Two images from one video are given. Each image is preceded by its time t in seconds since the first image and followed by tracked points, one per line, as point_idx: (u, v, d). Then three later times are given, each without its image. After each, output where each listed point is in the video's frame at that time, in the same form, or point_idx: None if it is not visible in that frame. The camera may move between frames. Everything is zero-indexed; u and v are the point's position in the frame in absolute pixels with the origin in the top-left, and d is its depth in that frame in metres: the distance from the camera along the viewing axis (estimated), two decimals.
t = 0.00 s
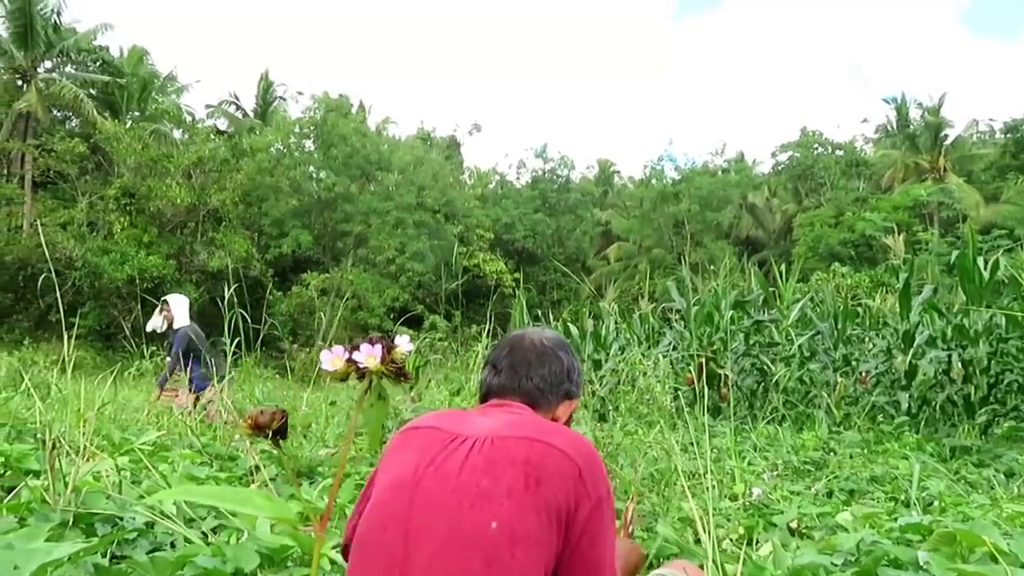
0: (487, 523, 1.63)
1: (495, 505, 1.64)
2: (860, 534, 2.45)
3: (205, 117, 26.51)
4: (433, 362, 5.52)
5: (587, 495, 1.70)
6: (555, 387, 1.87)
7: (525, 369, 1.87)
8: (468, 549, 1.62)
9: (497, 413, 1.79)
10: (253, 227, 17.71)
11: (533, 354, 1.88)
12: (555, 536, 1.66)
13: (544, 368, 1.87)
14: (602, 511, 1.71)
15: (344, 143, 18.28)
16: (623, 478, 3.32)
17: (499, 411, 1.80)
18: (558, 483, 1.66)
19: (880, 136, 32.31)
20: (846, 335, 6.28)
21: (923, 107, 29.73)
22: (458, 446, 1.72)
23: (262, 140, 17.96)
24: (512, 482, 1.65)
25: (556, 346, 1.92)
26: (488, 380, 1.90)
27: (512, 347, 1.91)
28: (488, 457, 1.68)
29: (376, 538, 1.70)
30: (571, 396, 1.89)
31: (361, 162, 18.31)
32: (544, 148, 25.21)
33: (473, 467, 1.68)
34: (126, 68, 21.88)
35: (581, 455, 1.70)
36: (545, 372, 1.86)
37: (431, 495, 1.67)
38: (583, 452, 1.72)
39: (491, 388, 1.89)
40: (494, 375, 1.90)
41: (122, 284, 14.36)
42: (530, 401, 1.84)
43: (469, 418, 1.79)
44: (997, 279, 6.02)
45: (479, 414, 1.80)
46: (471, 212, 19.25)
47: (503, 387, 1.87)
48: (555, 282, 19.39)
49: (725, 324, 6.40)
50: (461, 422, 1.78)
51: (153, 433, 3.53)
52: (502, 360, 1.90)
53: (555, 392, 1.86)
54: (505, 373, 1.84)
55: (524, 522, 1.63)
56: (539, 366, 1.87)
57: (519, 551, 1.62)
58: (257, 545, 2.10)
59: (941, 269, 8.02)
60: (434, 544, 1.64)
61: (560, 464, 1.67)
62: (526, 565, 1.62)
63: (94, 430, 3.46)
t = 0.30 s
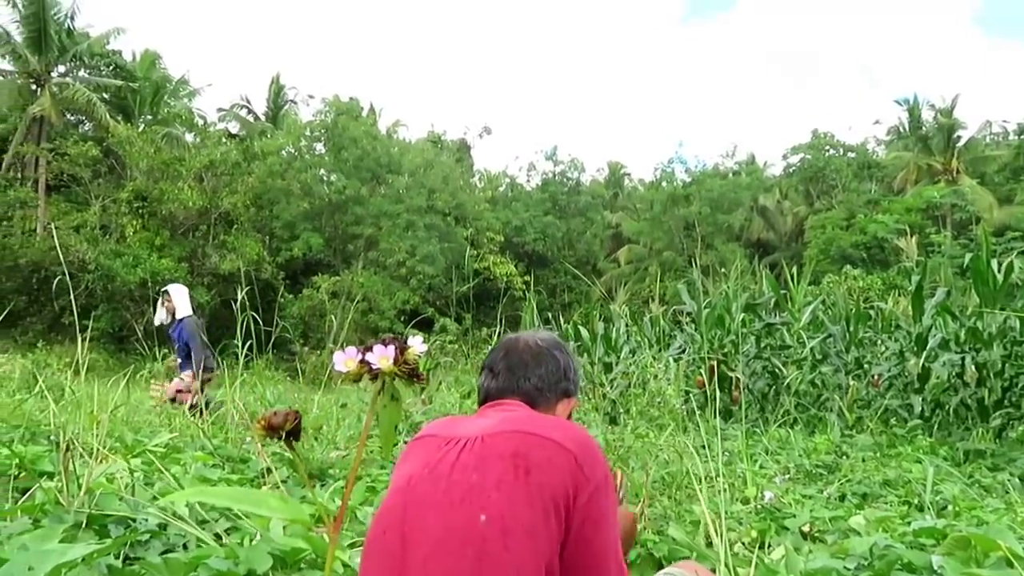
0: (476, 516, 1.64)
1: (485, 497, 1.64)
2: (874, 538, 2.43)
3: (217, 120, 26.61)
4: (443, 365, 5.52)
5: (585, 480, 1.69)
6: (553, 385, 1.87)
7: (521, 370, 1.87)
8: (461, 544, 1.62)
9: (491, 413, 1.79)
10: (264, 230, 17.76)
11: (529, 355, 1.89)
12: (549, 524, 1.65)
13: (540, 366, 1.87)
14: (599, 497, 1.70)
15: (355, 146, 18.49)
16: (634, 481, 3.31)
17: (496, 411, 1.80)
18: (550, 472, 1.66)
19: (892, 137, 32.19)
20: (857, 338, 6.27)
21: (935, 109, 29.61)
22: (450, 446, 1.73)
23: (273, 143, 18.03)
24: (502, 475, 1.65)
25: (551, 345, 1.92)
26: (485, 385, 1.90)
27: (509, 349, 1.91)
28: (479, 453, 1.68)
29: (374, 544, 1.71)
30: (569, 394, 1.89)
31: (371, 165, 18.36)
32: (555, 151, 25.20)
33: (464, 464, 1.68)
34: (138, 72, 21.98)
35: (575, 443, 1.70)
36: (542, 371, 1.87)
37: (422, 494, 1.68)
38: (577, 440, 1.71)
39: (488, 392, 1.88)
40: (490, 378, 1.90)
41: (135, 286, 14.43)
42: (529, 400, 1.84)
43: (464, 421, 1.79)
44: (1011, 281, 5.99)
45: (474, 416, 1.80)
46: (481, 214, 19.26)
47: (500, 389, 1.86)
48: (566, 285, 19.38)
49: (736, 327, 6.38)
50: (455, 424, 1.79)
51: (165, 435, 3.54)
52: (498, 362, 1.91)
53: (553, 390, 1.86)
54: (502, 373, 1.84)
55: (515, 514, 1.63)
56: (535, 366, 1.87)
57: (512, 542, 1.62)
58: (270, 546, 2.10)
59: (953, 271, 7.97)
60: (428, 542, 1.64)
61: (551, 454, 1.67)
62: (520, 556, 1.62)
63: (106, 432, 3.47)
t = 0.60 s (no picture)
0: (498, 523, 1.63)
1: (508, 504, 1.64)
2: (883, 542, 2.42)
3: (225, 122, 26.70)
4: (450, 366, 5.54)
5: (605, 495, 1.70)
6: (577, 392, 1.87)
7: (545, 375, 1.87)
8: (480, 549, 1.62)
9: (514, 417, 1.79)
10: (272, 232, 17.80)
11: (554, 360, 1.89)
12: (568, 536, 1.66)
13: (565, 372, 1.88)
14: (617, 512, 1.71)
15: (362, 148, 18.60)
16: (642, 483, 3.30)
17: (519, 415, 1.80)
18: (573, 484, 1.67)
19: (901, 139, 32.12)
20: (867, 341, 6.24)
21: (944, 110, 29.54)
22: (473, 450, 1.72)
23: (281, 146, 18.17)
24: (526, 483, 1.65)
25: (577, 351, 1.93)
26: (508, 386, 1.90)
27: (535, 352, 1.91)
28: (503, 458, 1.68)
29: (390, 540, 1.70)
30: (593, 402, 1.90)
31: (379, 167, 18.40)
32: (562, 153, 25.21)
33: (488, 468, 1.68)
34: (148, 75, 22.06)
35: (598, 456, 1.71)
36: (566, 377, 1.87)
37: (444, 495, 1.68)
38: (601, 453, 1.72)
39: (511, 394, 1.89)
40: (515, 380, 1.90)
41: (143, 288, 14.45)
42: (551, 406, 1.85)
43: (487, 423, 1.79)
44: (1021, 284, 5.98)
45: (496, 420, 1.80)
46: (488, 217, 19.27)
47: (523, 393, 1.87)
48: (573, 287, 19.37)
49: (744, 329, 6.36)
50: (478, 427, 1.78)
51: (174, 436, 3.54)
52: (523, 365, 1.91)
53: (576, 398, 1.87)
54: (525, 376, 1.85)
55: (537, 522, 1.64)
56: (560, 371, 1.88)
57: (530, 551, 1.62)
58: (281, 548, 2.10)
59: (963, 273, 7.95)
60: (446, 543, 1.64)
61: (575, 465, 1.68)
62: (538, 565, 1.62)
63: (115, 433, 3.48)
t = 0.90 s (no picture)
0: (516, 526, 1.64)
1: (526, 507, 1.64)
2: (892, 545, 2.42)
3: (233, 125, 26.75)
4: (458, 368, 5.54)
5: (619, 500, 1.71)
6: (588, 398, 1.87)
7: (558, 381, 1.87)
8: (499, 551, 1.62)
9: (528, 421, 1.80)
10: (279, 235, 17.82)
11: (567, 366, 1.89)
12: (584, 540, 1.67)
13: (577, 377, 1.88)
14: (632, 517, 1.72)
15: (369, 150, 18.48)
16: (651, 485, 3.30)
17: (532, 419, 1.81)
18: (588, 488, 1.68)
19: (909, 141, 32.04)
20: (875, 343, 6.23)
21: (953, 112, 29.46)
22: (489, 452, 1.73)
23: (289, 147, 18.25)
24: (543, 487, 1.66)
25: (588, 358, 1.93)
26: (520, 391, 1.90)
27: (546, 358, 1.91)
28: (520, 462, 1.69)
29: (406, 542, 1.70)
30: (602, 408, 1.90)
31: (386, 170, 18.46)
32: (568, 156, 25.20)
33: (504, 471, 1.69)
34: (156, 78, 22.09)
35: (612, 461, 1.71)
36: (578, 383, 1.87)
37: (461, 496, 1.68)
38: (614, 458, 1.73)
39: (523, 398, 1.89)
40: (527, 384, 1.90)
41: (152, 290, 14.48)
42: (563, 411, 1.85)
43: (501, 426, 1.79)
44: None
45: (510, 422, 1.80)
46: (495, 219, 19.27)
47: (536, 398, 1.87)
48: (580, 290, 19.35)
49: (752, 331, 6.34)
50: (491, 430, 1.79)
51: (183, 438, 3.55)
52: (535, 370, 1.91)
53: (587, 404, 1.87)
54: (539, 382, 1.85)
55: (555, 527, 1.64)
56: (572, 378, 1.88)
57: (548, 554, 1.63)
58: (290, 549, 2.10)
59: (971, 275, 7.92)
60: (465, 544, 1.64)
61: (591, 470, 1.68)
62: (556, 567, 1.62)
63: (124, 435, 3.49)
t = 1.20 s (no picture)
0: (516, 523, 1.64)
1: (527, 505, 1.65)
2: (905, 549, 2.41)
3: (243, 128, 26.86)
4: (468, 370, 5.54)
5: (623, 496, 1.70)
6: (596, 400, 1.87)
7: (566, 382, 1.87)
8: (500, 550, 1.62)
9: (532, 421, 1.80)
10: (289, 237, 17.87)
11: (575, 367, 1.89)
12: (587, 537, 1.66)
13: (584, 378, 1.88)
14: (638, 512, 1.71)
15: (379, 153, 18.66)
16: (662, 487, 3.29)
17: (536, 420, 1.81)
18: (589, 483, 1.67)
19: (920, 143, 31.95)
20: (886, 346, 6.21)
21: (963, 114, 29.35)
22: (492, 452, 1.73)
23: (298, 151, 18.30)
24: (543, 485, 1.66)
25: (596, 360, 1.93)
26: (527, 392, 1.90)
27: (554, 360, 1.91)
28: (521, 461, 1.69)
29: (412, 544, 1.72)
30: (611, 410, 1.90)
31: (395, 172, 18.54)
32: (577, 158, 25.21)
33: (505, 471, 1.69)
34: (167, 81, 22.17)
35: (616, 457, 1.70)
36: (586, 385, 1.87)
37: (463, 496, 1.69)
38: (618, 453, 1.72)
39: (530, 400, 1.89)
40: (533, 386, 1.90)
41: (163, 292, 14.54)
42: (570, 413, 1.85)
43: (505, 427, 1.79)
44: None
45: (515, 423, 1.81)
46: (504, 221, 19.30)
47: (543, 399, 1.87)
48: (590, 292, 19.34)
49: (762, 334, 6.32)
50: (496, 430, 1.79)
51: (193, 440, 3.55)
52: (543, 372, 1.91)
53: (596, 405, 1.87)
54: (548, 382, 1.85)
55: (556, 523, 1.64)
56: (581, 380, 1.88)
57: (548, 551, 1.62)
58: (301, 551, 2.10)
59: (982, 278, 7.89)
60: (467, 543, 1.65)
61: (592, 466, 1.68)
62: (557, 565, 1.62)
63: (136, 437, 3.49)
